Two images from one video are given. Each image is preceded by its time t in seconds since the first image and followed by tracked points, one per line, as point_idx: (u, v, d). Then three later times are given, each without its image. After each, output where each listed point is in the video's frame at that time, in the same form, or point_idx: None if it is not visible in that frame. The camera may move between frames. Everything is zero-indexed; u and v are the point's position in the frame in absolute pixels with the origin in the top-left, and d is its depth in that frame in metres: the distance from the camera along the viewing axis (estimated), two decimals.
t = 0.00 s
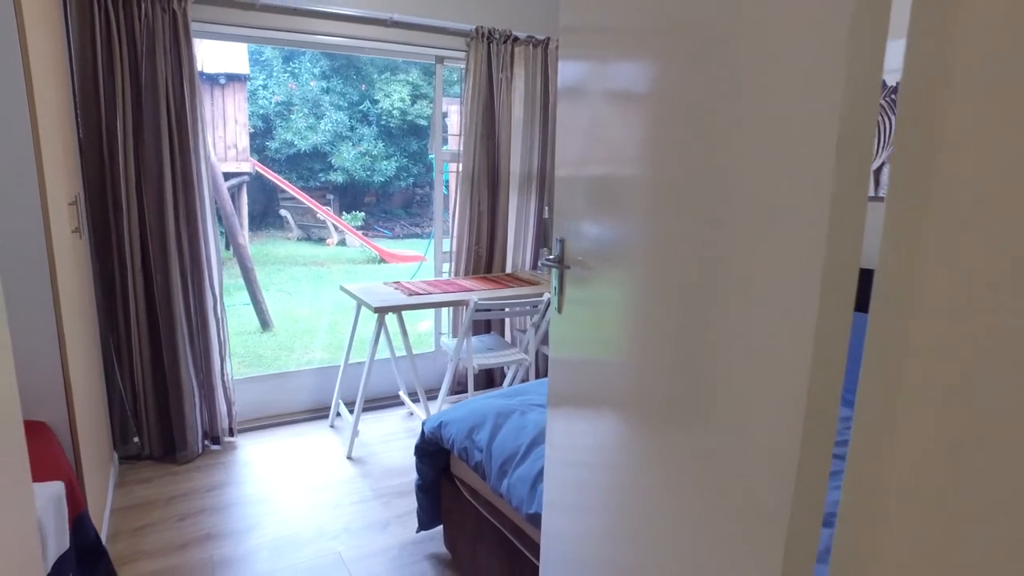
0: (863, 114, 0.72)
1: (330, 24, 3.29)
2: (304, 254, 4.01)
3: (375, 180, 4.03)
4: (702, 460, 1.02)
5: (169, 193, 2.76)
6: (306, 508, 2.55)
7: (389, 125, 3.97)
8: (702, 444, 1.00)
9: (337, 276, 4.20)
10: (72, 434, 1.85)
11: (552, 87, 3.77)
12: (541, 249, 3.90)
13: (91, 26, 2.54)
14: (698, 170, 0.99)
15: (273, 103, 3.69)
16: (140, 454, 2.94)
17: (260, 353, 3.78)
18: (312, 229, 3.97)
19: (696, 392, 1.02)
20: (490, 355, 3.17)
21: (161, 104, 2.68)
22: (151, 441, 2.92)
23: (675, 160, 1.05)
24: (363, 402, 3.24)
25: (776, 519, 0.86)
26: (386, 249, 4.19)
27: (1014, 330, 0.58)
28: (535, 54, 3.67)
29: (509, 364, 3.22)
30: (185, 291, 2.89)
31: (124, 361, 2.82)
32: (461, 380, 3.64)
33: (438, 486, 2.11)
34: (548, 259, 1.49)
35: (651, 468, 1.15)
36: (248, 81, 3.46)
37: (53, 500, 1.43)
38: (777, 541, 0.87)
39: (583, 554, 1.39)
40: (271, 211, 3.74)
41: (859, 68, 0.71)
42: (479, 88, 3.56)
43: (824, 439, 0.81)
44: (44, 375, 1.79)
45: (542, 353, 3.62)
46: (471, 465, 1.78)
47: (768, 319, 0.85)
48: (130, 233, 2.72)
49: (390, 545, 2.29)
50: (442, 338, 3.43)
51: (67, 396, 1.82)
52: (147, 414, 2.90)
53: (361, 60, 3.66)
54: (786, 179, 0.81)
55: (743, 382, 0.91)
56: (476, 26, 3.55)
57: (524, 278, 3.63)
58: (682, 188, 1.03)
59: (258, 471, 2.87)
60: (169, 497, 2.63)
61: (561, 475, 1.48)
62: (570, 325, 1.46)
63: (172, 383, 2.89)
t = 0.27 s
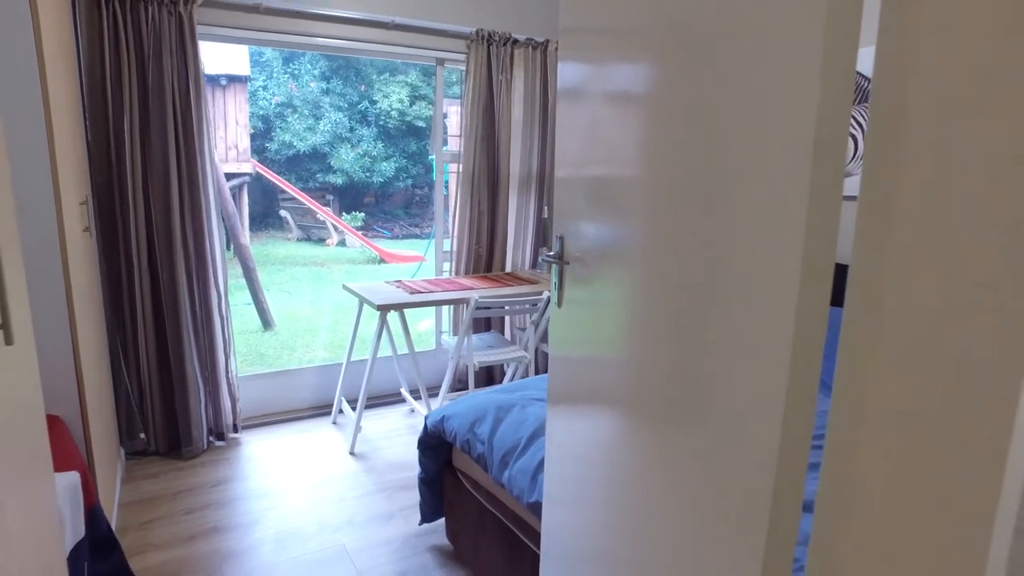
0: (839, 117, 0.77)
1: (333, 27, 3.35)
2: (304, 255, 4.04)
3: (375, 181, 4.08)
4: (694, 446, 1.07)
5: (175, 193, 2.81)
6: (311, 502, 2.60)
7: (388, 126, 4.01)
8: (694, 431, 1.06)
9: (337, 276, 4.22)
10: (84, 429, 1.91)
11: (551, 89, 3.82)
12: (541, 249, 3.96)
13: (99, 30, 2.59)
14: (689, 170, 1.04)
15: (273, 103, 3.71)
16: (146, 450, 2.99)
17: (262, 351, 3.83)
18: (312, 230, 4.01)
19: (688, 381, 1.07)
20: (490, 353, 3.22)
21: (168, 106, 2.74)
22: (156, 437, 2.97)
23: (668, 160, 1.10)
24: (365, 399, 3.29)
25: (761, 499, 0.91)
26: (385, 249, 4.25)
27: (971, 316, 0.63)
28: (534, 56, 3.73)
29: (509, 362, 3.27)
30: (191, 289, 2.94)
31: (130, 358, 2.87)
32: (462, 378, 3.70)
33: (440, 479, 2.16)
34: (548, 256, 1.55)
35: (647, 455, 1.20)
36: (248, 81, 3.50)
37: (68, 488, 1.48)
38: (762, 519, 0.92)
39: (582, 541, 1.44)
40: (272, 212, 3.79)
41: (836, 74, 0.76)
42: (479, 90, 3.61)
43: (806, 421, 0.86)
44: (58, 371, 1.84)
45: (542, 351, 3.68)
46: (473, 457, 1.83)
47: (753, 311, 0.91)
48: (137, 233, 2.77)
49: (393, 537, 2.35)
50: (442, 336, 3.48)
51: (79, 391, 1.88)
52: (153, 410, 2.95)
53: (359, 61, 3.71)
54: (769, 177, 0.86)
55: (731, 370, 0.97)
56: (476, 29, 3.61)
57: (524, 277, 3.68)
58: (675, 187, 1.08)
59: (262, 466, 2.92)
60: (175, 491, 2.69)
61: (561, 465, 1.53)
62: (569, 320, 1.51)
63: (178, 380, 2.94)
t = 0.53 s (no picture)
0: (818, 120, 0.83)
1: (332, 29, 3.39)
2: (301, 254, 4.07)
3: (371, 182, 4.12)
4: (683, 432, 1.12)
5: (179, 193, 2.86)
6: (312, 496, 2.65)
7: (383, 126, 4.05)
8: (683, 419, 1.11)
9: (335, 276, 4.26)
10: (91, 424, 1.96)
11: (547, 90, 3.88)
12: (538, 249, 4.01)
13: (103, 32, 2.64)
14: (680, 169, 1.10)
15: (270, 104, 3.72)
16: (149, 446, 3.03)
17: (261, 350, 3.86)
18: (309, 230, 4.04)
19: (680, 370, 1.13)
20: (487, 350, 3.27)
21: (171, 107, 2.78)
22: (158, 433, 3.01)
23: (660, 160, 1.16)
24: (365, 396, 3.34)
25: (746, 479, 0.96)
26: (382, 250, 4.30)
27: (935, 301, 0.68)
28: (531, 58, 3.78)
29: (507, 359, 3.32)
30: (193, 287, 2.98)
31: (133, 355, 2.91)
32: (459, 375, 3.74)
33: (440, 472, 2.21)
34: (546, 251, 1.60)
35: (639, 442, 1.25)
36: (246, 82, 3.55)
37: (83, 480, 1.55)
38: (746, 499, 0.97)
39: (578, 527, 1.49)
40: (267, 212, 3.81)
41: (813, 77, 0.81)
42: (477, 91, 3.67)
43: (792, 409, 0.91)
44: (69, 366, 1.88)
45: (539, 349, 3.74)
46: (472, 448, 1.89)
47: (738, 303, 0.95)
48: (140, 231, 2.81)
49: (393, 529, 2.40)
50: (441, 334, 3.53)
51: (86, 385, 1.92)
52: (156, 407, 3.00)
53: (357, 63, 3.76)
54: (752, 176, 0.91)
55: (718, 360, 1.02)
56: (473, 31, 3.66)
57: (520, 275, 3.74)
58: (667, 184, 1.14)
59: (263, 462, 2.96)
60: (178, 486, 2.73)
61: (557, 455, 1.58)
62: (567, 314, 1.56)
63: (180, 376, 2.98)
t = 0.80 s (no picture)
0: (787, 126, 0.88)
1: (324, 32, 3.43)
2: (290, 255, 4.12)
3: (360, 183, 4.17)
4: (665, 420, 1.17)
5: (172, 193, 2.89)
6: (305, 492, 2.69)
7: (372, 126, 4.09)
8: (665, 408, 1.17)
9: (324, 277, 4.32)
10: (85, 412, 2.00)
11: (536, 92, 3.93)
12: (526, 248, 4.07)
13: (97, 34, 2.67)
14: (660, 171, 1.15)
15: (259, 105, 3.77)
16: (141, 444, 3.05)
17: (251, 350, 3.87)
18: (298, 230, 4.10)
19: (661, 361, 1.18)
20: (477, 348, 3.32)
21: (164, 109, 2.82)
22: (151, 431, 3.05)
23: (642, 162, 1.21)
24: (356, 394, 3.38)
25: (722, 464, 1.02)
26: (371, 250, 4.37)
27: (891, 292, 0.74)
28: (520, 60, 3.84)
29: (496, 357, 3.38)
30: (186, 286, 3.01)
31: (126, 355, 2.93)
32: (450, 373, 3.80)
33: (431, 467, 2.26)
34: (534, 248, 1.66)
35: (624, 432, 1.31)
36: (235, 83, 3.58)
37: (84, 471, 1.58)
38: (722, 482, 1.02)
39: (566, 515, 1.55)
40: (255, 213, 3.85)
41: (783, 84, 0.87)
42: (466, 93, 3.72)
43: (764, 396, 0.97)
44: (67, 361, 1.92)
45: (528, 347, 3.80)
46: (463, 441, 1.94)
47: (714, 297, 1.02)
48: (133, 232, 2.84)
49: (386, 523, 2.44)
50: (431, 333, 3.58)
51: (84, 380, 1.96)
52: (149, 405, 3.02)
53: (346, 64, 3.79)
54: (727, 177, 0.97)
55: (697, 351, 1.07)
56: (462, 34, 3.71)
57: (509, 274, 3.79)
58: (648, 185, 1.19)
59: (256, 459, 2.99)
60: (172, 483, 2.76)
61: (545, 446, 1.64)
62: (555, 309, 1.62)
63: (173, 375, 3.01)
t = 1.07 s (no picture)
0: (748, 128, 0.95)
1: (305, 33, 3.46)
2: (269, 256, 4.15)
3: (340, 183, 4.19)
4: (639, 409, 1.23)
5: (154, 194, 2.89)
6: (289, 489, 2.71)
7: (352, 127, 4.11)
8: (639, 396, 1.22)
9: (304, 277, 4.37)
10: (71, 407, 2.03)
11: (516, 94, 3.99)
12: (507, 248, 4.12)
13: (77, 35, 2.68)
14: (633, 171, 1.21)
15: (239, 105, 3.76)
16: (124, 445, 3.06)
17: (233, 351, 3.88)
18: (277, 231, 4.12)
19: (635, 352, 1.24)
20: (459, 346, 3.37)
21: (145, 109, 2.83)
22: (134, 432, 3.05)
23: (617, 162, 1.27)
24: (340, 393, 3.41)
25: (692, 448, 1.08)
26: (352, 251, 4.41)
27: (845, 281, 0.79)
28: (500, 62, 3.89)
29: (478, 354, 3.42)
30: (168, 285, 3.02)
31: (109, 355, 2.93)
32: (432, 372, 3.84)
33: (415, 462, 2.30)
34: (515, 246, 1.71)
35: (601, 421, 1.36)
36: (214, 83, 3.58)
37: (73, 468, 1.61)
38: (691, 465, 1.08)
39: (548, 503, 1.60)
40: (236, 214, 3.81)
41: (746, 88, 0.93)
42: (447, 94, 3.76)
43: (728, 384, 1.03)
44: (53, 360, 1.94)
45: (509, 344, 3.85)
46: (447, 435, 1.99)
47: (683, 289, 1.08)
48: (115, 232, 2.85)
49: (370, 518, 2.48)
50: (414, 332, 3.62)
51: (69, 379, 1.98)
52: (131, 405, 3.03)
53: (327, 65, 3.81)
54: (695, 177, 1.03)
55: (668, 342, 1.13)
56: (443, 36, 3.76)
57: (491, 273, 3.84)
58: (622, 183, 1.25)
59: (240, 458, 3.01)
60: (156, 482, 2.77)
61: (526, 437, 1.69)
62: (535, 304, 1.67)
63: (156, 375, 3.02)
